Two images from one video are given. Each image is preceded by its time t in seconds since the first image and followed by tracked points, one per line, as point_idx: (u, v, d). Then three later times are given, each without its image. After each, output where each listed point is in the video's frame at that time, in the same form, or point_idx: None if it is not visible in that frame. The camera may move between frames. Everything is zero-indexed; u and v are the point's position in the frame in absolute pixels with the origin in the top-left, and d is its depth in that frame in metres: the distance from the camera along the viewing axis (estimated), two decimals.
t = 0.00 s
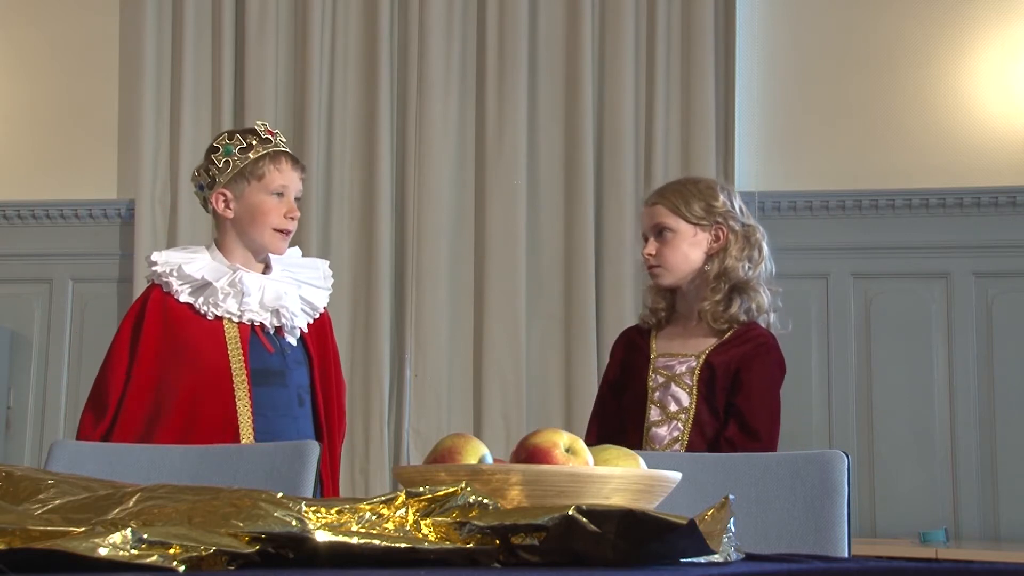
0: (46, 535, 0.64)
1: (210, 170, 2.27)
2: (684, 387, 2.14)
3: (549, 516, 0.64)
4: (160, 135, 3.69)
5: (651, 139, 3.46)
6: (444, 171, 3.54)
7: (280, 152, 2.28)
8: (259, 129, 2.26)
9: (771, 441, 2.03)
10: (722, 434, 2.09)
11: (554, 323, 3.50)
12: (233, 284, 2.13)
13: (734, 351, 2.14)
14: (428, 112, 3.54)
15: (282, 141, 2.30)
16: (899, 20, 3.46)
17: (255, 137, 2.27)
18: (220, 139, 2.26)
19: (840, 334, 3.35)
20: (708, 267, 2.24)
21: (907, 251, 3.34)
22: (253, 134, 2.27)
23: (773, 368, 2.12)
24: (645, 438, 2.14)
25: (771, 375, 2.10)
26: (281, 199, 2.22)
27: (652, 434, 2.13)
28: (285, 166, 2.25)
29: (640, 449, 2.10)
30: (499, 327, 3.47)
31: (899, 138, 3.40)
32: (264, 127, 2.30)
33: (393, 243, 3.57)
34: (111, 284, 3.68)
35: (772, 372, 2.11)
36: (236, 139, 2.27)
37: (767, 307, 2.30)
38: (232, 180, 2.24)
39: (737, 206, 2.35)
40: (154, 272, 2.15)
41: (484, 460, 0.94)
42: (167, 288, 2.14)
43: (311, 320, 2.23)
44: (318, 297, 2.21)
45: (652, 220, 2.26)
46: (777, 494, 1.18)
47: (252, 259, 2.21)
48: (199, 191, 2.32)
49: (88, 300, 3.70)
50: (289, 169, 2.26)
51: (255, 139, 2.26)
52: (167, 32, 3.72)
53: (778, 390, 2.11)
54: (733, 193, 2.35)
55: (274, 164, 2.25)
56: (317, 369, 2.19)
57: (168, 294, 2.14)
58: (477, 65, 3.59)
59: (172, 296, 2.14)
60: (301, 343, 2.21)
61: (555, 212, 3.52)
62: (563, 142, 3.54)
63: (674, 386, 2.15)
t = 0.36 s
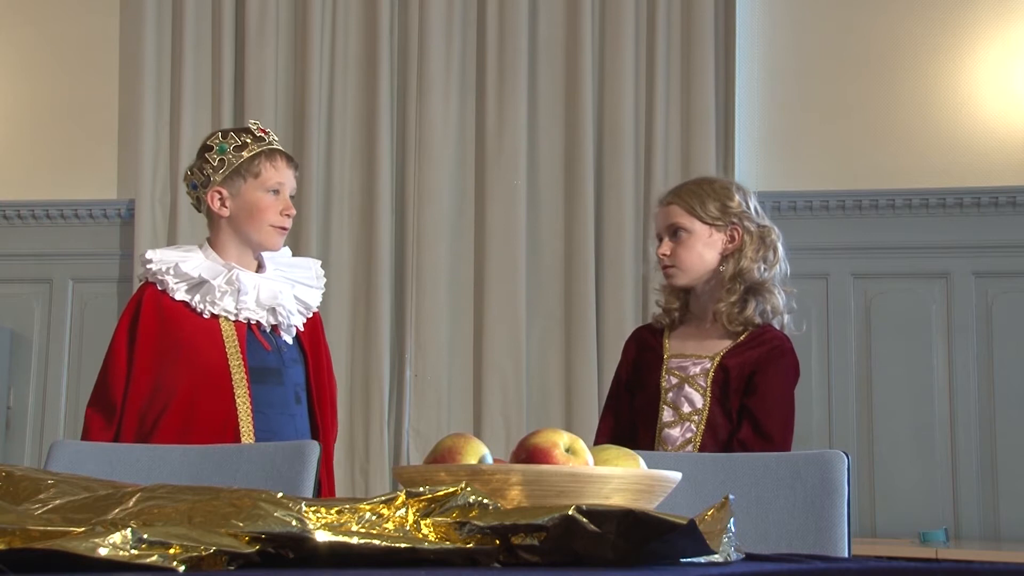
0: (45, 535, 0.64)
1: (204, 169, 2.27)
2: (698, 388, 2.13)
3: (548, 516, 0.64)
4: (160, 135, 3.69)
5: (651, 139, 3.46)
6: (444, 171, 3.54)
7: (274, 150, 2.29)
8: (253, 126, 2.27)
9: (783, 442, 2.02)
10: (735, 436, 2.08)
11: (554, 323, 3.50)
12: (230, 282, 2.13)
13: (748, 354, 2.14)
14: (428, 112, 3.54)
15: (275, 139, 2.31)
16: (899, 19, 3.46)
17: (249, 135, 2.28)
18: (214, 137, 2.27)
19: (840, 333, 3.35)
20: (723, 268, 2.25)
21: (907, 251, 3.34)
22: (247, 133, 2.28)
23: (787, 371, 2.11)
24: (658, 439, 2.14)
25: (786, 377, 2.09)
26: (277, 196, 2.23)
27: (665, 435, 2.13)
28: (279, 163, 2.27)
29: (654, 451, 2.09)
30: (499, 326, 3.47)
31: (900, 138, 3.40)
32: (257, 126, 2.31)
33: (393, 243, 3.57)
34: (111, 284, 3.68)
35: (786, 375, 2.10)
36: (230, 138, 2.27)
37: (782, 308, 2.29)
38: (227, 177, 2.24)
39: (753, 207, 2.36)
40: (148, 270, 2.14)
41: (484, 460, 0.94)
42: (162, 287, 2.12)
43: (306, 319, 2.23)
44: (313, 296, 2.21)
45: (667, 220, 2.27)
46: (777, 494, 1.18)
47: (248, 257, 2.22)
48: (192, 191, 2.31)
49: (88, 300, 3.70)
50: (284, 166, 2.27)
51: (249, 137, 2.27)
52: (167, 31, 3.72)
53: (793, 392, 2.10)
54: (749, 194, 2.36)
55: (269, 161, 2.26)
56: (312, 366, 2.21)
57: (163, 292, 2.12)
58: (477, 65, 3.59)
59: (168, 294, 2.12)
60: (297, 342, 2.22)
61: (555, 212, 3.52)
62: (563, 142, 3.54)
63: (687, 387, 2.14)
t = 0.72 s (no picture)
0: (45, 535, 0.64)
1: (194, 169, 2.26)
2: (702, 388, 2.13)
3: (548, 517, 0.64)
4: (160, 134, 3.69)
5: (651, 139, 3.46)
6: (444, 171, 3.54)
7: (264, 149, 2.28)
8: (243, 126, 2.26)
9: (788, 442, 2.02)
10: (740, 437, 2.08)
11: (554, 323, 3.50)
12: (220, 283, 2.12)
13: (754, 354, 2.14)
14: (428, 112, 3.54)
15: (265, 139, 2.31)
16: (899, 19, 3.46)
17: (239, 135, 2.27)
18: (203, 137, 2.26)
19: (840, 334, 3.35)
20: (729, 268, 2.24)
21: (907, 251, 3.34)
22: (237, 132, 2.27)
23: (793, 371, 2.11)
24: (664, 439, 2.14)
25: (792, 377, 2.09)
26: (267, 196, 2.22)
27: (670, 435, 2.13)
28: (269, 163, 2.26)
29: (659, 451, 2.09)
30: (500, 326, 3.47)
31: (900, 138, 3.40)
32: (247, 125, 2.30)
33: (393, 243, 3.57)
34: (111, 284, 3.68)
35: (793, 375, 2.10)
36: (220, 137, 2.27)
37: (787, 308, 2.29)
38: (217, 177, 2.23)
39: (759, 207, 2.35)
40: (138, 271, 2.13)
41: (484, 460, 0.94)
42: (152, 287, 2.12)
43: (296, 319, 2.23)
44: (302, 295, 2.22)
45: (672, 220, 2.27)
46: (776, 494, 1.18)
47: (237, 256, 2.21)
48: (182, 191, 2.31)
49: (88, 300, 3.70)
50: (274, 166, 2.26)
51: (239, 137, 2.26)
52: (167, 30, 3.72)
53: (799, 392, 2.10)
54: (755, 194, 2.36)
55: (259, 161, 2.25)
56: (304, 366, 2.20)
57: (153, 292, 2.12)
58: (477, 64, 3.59)
59: (158, 295, 2.12)
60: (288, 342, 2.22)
61: (555, 212, 3.52)
62: (563, 142, 3.54)
63: (693, 387, 2.14)
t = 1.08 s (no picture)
0: (45, 535, 0.64)
1: (185, 169, 2.27)
2: (702, 389, 2.13)
3: (548, 517, 0.64)
4: (160, 134, 3.69)
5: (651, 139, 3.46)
6: (444, 171, 3.54)
7: (255, 150, 2.28)
8: (235, 126, 2.26)
9: (787, 442, 2.02)
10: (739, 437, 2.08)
11: (554, 323, 3.50)
12: (212, 283, 2.13)
13: (754, 354, 2.13)
14: (428, 112, 3.54)
15: (257, 139, 2.31)
16: (899, 19, 3.46)
17: (230, 135, 2.27)
18: (194, 137, 2.27)
19: (841, 334, 3.35)
20: (729, 268, 2.24)
21: (907, 251, 3.34)
22: (229, 132, 2.28)
23: (793, 371, 2.10)
24: (663, 439, 2.14)
25: (792, 377, 2.09)
26: (257, 197, 2.22)
27: (669, 435, 2.13)
28: (260, 164, 2.26)
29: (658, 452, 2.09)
30: (500, 326, 3.47)
31: (900, 138, 3.40)
32: (240, 125, 2.31)
33: (393, 242, 3.57)
34: (111, 284, 3.68)
35: (794, 375, 2.10)
36: (211, 137, 2.27)
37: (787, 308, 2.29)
38: (208, 177, 2.24)
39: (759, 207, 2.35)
40: (130, 271, 2.13)
41: (484, 460, 0.94)
42: (144, 288, 2.12)
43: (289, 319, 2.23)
44: (295, 295, 2.21)
45: (672, 221, 2.27)
46: (776, 494, 1.18)
47: (228, 257, 2.21)
48: (174, 190, 2.32)
49: (88, 299, 3.70)
50: (265, 167, 2.26)
51: (231, 137, 2.27)
52: (167, 30, 3.72)
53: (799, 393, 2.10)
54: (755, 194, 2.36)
55: (250, 162, 2.25)
56: (297, 368, 2.21)
57: (145, 293, 2.12)
58: (477, 64, 3.59)
59: (150, 296, 2.12)
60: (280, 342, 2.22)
61: (555, 212, 3.52)
62: (563, 143, 3.54)
63: (692, 387, 2.14)
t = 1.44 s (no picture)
0: (45, 535, 0.64)
1: (181, 169, 2.27)
2: (699, 389, 2.13)
3: (548, 517, 0.64)
4: (160, 133, 3.69)
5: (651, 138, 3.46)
6: (444, 171, 3.54)
7: (251, 150, 2.28)
8: (230, 126, 2.26)
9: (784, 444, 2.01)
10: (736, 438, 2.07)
11: (554, 322, 3.50)
12: (208, 282, 2.13)
13: (752, 354, 2.12)
14: (428, 113, 3.54)
15: (253, 140, 2.30)
16: (899, 19, 3.46)
17: (226, 135, 2.27)
18: (190, 137, 2.27)
19: (841, 334, 3.35)
20: (728, 268, 2.23)
21: (907, 251, 3.34)
22: (224, 133, 2.27)
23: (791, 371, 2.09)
24: (659, 439, 2.14)
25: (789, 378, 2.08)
26: (253, 197, 2.22)
27: (667, 435, 2.12)
28: (256, 164, 2.26)
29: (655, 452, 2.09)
30: (500, 327, 3.47)
31: (900, 138, 3.40)
32: (236, 126, 2.30)
33: (393, 242, 3.57)
34: (111, 284, 3.68)
35: (792, 376, 2.09)
36: (207, 137, 2.27)
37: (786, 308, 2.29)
38: (204, 177, 2.24)
39: (758, 206, 2.35)
40: (125, 272, 2.13)
41: (484, 460, 0.94)
42: (139, 288, 2.12)
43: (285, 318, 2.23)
44: (291, 295, 2.21)
45: (672, 219, 2.26)
46: (776, 494, 1.18)
47: (224, 257, 2.21)
48: (170, 191, 2.32)
49: (87, 299, 3.70)
50: (260, 167, 2.26)
51: (226, 137, 2.26)
52: (167, 29, 3.72)
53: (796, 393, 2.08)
54: (754, 192, 2.35)
55: (245, 162, 2.25)
56: (293, 366, 2.20)
57: (141, 293, 2.12)
58: (476, 64, 3.59)
59: (145, 296, 2.12)
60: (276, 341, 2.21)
61: (555, 212, 3.52)
62: (563, 143, 3.54)
63: (689, 388, 2.14)
